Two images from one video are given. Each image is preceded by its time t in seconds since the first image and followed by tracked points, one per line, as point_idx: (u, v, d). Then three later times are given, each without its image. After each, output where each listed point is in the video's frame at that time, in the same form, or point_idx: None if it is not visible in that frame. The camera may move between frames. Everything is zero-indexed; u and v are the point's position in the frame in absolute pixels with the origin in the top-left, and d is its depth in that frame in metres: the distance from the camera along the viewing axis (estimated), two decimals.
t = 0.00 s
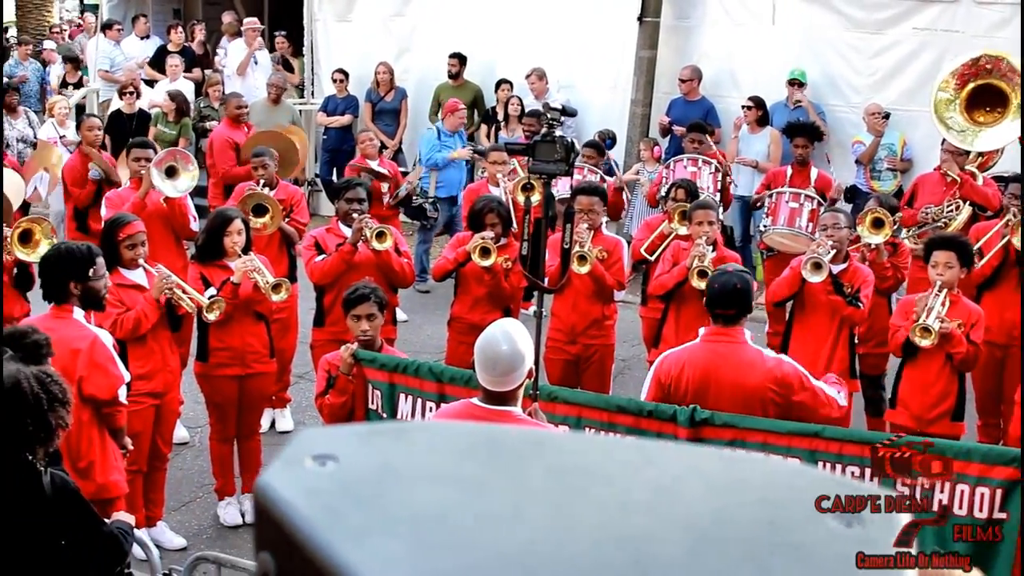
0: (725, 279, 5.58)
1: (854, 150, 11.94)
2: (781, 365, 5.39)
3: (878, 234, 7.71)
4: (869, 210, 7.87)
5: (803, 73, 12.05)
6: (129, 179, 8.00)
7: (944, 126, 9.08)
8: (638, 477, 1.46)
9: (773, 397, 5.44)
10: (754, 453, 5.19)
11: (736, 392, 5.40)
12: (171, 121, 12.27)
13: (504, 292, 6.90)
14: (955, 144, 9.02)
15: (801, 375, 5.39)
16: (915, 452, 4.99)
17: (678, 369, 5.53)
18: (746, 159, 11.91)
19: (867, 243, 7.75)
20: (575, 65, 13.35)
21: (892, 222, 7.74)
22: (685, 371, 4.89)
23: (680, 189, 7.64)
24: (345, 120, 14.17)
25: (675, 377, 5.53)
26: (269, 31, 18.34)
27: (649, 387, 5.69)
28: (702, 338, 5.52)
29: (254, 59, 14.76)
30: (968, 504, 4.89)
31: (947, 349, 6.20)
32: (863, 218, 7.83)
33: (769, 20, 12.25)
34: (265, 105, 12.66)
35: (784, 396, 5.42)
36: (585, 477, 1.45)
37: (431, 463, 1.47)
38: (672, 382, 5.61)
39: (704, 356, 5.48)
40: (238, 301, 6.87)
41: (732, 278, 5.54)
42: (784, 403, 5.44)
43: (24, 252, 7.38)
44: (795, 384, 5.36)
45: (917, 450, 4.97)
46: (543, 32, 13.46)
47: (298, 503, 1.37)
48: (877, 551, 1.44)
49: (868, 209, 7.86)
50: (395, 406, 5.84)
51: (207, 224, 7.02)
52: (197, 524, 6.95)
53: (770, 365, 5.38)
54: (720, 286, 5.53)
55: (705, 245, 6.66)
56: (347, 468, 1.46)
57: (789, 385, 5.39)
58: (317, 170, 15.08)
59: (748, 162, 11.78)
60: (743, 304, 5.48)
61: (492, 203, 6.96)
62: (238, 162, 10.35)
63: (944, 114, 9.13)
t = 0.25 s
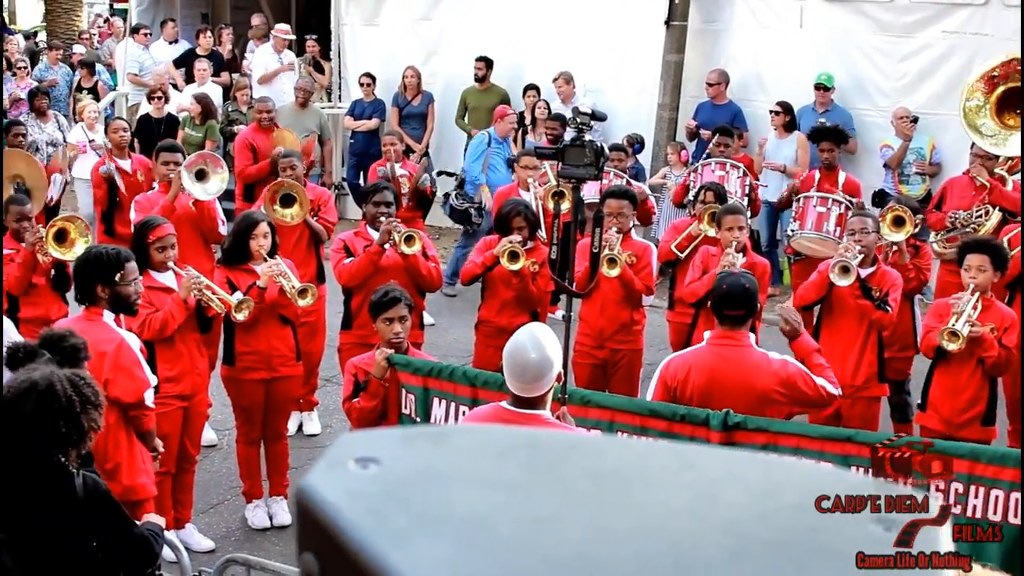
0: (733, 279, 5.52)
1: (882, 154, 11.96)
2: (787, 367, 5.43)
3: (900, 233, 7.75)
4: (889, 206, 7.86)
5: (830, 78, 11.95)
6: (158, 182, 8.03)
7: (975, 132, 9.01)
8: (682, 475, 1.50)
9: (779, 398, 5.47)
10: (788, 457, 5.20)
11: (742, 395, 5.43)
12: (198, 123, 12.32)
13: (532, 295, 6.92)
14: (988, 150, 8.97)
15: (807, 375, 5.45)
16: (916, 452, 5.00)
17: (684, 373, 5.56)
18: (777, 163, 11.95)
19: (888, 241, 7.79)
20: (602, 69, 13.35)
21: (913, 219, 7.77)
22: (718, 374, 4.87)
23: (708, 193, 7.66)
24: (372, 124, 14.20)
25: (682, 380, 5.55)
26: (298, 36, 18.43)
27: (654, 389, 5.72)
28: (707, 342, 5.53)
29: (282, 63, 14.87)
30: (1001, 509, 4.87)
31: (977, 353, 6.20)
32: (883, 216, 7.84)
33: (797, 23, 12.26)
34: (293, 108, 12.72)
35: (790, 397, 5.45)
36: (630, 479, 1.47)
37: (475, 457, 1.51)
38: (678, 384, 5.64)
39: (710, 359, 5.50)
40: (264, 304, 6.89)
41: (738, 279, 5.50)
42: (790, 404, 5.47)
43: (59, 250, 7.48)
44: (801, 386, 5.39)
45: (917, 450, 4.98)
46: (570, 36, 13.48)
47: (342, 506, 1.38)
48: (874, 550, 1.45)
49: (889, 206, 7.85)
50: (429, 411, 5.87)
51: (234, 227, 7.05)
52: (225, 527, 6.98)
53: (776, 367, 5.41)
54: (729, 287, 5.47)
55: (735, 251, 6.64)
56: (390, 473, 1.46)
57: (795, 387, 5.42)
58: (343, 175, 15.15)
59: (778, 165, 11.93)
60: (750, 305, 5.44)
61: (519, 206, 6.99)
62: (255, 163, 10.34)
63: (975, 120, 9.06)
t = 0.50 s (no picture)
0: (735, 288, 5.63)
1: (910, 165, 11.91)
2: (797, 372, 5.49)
3: (927, 243, 7.71)
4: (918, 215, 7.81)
5: (858, 87, 11.98)
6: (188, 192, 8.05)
7: (1007, 143, 8.96)
8: (725, 483, 1.56)
9: (792, 405, 5.52)
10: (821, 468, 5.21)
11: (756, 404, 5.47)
12: (223, 133, 12.37)
13: (558, 303, 6.94)
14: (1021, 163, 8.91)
15: (817, 382, 5.53)
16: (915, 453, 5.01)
17: (699, 386, 5.62)
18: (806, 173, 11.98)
19: (914, 252, 7.73)
20: (629, 80, 13.35)
21: (940, 229, 7.73)
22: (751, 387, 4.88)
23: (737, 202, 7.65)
24: (399, 134, 14.34)
25: (697, 394, 5.61)
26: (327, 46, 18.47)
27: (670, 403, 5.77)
28: (717, 354, 5.60)
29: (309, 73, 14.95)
30: None
31: (1008, 364, 6.19)
32: (911, 225, 7.79)
33: (824, 34, 12.24)
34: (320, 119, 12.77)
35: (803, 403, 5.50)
36: (674, 487, 1.52)
37: (518, 466, 1.58)
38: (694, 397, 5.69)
39: (722, 371, 5.56)
40: (290, 314, 6.92)
41: (741, 287, 5.61)
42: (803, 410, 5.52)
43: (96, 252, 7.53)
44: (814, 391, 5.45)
45: (917, 450, 4.99)
46: (597, 47, 13.50)
47: (388, 512, 1.45)
48: (875, 551, 1.54)
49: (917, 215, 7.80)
50: (460, 421, 5.91)
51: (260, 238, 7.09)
52: (253, 535, 7.01)
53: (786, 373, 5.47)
54: (731, 297, 5.58)
55: (765, 263, 6.66)
56: (435, 480, 1.54)
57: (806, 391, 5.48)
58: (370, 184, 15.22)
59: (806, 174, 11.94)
60: (754, 313, 5.54)
61: (545, 215, 7.01)
62: (274, 171, 10.41)
63: (1006, 130, 9.01)
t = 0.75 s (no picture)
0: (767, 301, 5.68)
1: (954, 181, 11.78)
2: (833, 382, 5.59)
3: (970, 261, 7.51)
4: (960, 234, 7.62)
5: (900, 102, 11.91)
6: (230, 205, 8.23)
7: None
8: (770, 505, 1.71)
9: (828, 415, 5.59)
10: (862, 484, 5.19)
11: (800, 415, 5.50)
12: (263, 146, 12.54)
13: (599, 317, 6.93)
14: None
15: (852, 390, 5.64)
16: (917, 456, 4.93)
17: (741, 398, 5.57)
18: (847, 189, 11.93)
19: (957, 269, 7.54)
20: (669, 93, 13.35)
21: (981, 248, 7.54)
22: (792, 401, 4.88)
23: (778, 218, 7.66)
24: (439, 147, 14.53)
25: (741, 406, 5.56)
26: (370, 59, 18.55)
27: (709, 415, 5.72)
28: (758, 365, 5.58)
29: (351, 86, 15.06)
30: None
31: None
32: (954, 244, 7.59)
33: (866, 48, 12.23)
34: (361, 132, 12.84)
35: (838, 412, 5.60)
36: (716, 504, 1.68)
37: (576, 486, 1.72)
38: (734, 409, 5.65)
39: (766, 383, 5.54)
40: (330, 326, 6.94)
41: (777, 300, 5.66)
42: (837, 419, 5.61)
43: (144, 259, 7.44)
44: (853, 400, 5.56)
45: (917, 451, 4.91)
46: (638, 61, 13.52)
47: (455, 525, 1.58)
48: (877, 552, 1.70)
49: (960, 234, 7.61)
50: (503, 433, 5.91)
51: (301, 249, 7.13)
52: (294, 545, 7.07)
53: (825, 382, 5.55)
54: (771, 310, 5.61)
55: (808, 279, 6.66)
56: (494, 497, 1.68)
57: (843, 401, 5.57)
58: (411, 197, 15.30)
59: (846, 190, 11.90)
60: (793, 324, 5.59)
61: (584, 228, 7.04)
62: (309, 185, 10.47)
63: None
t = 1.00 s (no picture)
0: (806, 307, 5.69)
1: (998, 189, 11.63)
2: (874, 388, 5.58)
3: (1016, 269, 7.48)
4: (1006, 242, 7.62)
5: (944, 109, 11.84)
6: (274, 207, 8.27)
7: None
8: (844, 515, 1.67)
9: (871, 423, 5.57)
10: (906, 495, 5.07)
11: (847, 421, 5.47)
12: (306, 148, 12.61)
13: (638, 321, 6.91)
14: None
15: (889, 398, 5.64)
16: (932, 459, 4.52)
17: (787, 403, 5.54)
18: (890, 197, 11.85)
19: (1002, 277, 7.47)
20: (710, 99, 13.30)
21: None
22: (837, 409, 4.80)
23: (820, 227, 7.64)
24: (481, 151, 14.53)
25: (788, 411, 5.53)
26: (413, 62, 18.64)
27: (752, 422, 5.67)
28: (802, 371, 5.57)
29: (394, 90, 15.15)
30: None
31: None
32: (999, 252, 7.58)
33: (911, 55, 12.13)
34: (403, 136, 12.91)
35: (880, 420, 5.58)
36: (786, 506, 1.63)
37: (639, 486, 1.69)
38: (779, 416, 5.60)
39: (812, 388, 5.52)
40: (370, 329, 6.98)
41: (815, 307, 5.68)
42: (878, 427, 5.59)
43: (188, 267, 7.63)
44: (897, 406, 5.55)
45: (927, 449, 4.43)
46: (678, 66, 13.49)
47: (518, 528, 1.55)
48: (875, 552, 1.67)
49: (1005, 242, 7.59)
50: (546, 437, 5.89)
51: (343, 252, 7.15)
52: (332, 547, 7.10)
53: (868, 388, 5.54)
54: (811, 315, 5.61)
55: (851, 287, 6.65)
56: (558, 499, 1.64)
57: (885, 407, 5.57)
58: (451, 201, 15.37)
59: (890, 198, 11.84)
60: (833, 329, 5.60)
61: (623, 232, 7.04)
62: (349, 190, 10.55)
63: None
